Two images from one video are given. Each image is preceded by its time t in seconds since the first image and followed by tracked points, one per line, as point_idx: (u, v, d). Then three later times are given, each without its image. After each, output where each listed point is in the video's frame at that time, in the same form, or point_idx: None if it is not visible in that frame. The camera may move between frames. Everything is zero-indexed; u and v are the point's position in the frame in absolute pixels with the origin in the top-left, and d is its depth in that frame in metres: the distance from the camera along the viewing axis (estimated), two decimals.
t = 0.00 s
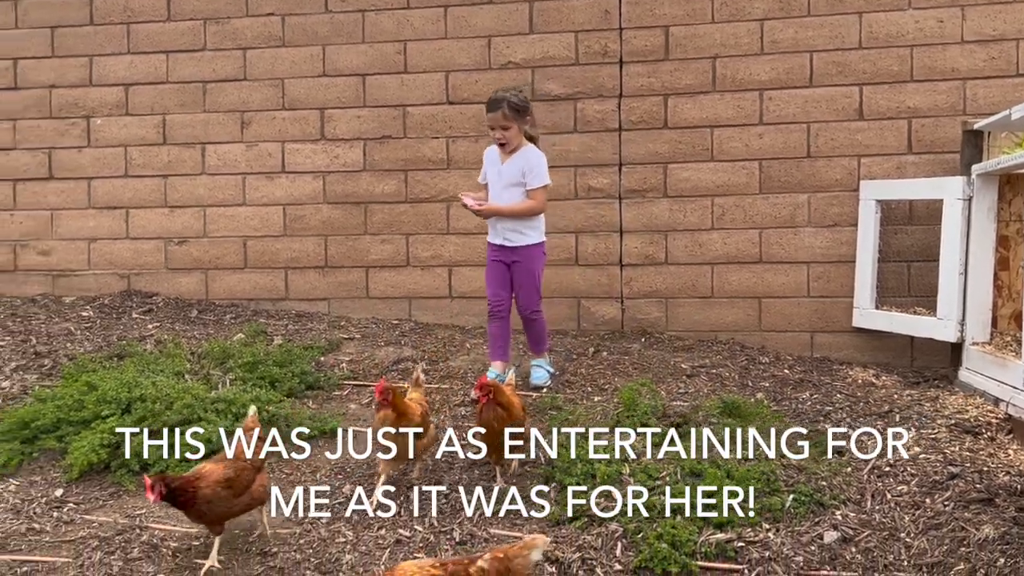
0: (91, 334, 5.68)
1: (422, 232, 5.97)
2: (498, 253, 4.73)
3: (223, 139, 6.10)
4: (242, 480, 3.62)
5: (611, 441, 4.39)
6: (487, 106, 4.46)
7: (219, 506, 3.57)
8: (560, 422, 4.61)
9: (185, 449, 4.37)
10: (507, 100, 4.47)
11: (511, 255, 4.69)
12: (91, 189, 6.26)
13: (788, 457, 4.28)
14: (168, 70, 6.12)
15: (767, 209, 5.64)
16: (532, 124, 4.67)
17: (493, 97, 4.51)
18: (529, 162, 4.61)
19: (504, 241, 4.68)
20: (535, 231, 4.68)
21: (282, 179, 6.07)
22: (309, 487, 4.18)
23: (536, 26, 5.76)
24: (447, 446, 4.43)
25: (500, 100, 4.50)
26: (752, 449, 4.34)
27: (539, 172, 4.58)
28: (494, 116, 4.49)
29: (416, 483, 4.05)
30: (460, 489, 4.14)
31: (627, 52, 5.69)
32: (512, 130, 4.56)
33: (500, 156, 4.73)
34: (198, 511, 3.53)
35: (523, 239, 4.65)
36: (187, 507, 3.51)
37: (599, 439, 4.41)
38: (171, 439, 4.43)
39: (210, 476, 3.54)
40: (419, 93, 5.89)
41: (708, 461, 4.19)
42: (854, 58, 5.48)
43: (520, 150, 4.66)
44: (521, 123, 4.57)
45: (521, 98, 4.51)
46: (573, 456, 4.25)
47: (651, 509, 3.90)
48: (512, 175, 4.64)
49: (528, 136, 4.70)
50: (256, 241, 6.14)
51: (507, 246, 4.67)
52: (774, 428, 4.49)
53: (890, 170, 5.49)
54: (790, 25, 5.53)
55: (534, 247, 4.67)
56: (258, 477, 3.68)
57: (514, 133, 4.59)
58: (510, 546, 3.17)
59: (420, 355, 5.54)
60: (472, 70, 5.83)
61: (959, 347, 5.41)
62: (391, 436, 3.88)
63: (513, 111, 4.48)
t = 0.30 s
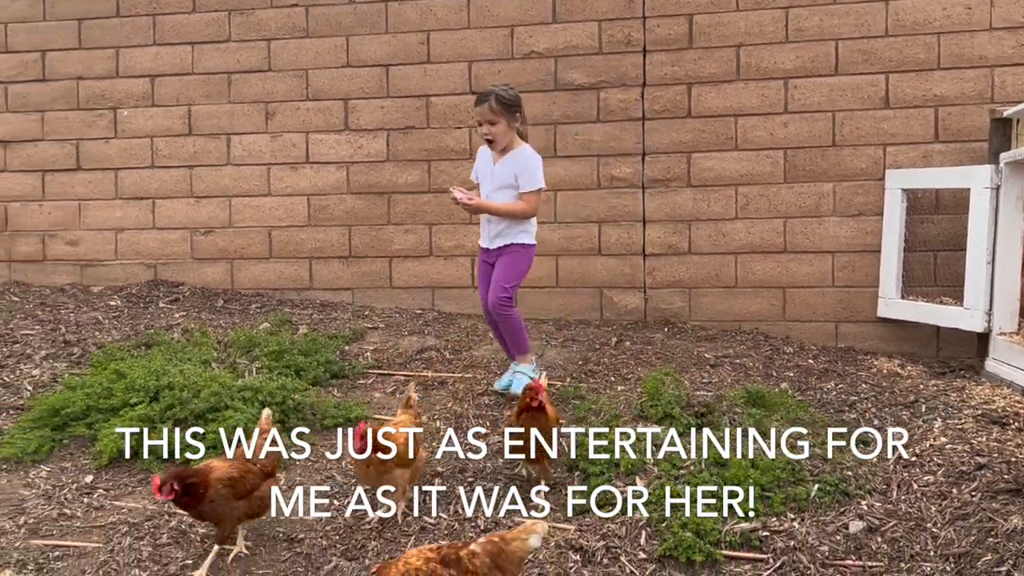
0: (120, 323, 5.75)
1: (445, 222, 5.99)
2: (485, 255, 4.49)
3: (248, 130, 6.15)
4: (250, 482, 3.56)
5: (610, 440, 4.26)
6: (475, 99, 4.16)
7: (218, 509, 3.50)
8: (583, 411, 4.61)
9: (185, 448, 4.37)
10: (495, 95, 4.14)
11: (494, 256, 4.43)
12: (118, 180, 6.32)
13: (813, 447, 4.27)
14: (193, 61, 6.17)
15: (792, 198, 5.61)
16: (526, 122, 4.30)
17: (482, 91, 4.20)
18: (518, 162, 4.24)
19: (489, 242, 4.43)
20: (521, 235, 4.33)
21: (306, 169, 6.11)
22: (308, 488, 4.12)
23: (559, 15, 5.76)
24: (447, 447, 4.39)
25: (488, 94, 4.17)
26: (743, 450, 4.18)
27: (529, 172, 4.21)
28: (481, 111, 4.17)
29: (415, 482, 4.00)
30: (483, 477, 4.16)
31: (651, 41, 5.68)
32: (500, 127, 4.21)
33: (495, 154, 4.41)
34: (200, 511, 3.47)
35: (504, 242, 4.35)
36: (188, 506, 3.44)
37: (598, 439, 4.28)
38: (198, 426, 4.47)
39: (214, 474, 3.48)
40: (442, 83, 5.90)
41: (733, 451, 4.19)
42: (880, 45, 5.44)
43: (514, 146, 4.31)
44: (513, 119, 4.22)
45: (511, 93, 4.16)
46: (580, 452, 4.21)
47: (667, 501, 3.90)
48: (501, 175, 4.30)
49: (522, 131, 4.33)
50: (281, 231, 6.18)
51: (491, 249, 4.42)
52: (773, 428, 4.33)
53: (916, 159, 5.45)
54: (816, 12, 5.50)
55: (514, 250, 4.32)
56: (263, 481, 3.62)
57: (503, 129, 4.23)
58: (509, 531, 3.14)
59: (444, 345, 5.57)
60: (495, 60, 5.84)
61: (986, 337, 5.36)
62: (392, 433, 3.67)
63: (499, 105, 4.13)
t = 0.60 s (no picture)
0: (152, 311, 5.83)
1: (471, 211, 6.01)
2: (480, 260, 4.36)
3: (277, 119, 6.19)
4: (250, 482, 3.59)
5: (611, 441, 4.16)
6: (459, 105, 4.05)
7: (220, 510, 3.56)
8: (611, 399, 4.61)
9: (185, 448, 4.43)
10: (478, 99, 4.01)
11: (494, 262, 4.31)
12: (149, 169, 6.40)
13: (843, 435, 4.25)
14: (223, 51, 6.22)
15: (821, 185, 5.58)
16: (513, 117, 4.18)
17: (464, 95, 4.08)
18: (508, 160, 4.14)
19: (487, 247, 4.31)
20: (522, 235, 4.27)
21: (334, 158, 6.14)
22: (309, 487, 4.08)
23: (586, 3, 5.74)
24: (447, 446, 4.31)
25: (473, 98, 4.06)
26: (741, 449, 4.08)
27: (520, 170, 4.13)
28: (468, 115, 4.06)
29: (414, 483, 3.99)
30: (512, 464, 4.18)
31: (678, 28, 5.65)
32: (489, 128, 4.10)
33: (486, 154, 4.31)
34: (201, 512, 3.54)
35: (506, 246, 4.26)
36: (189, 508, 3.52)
37: (598, 438, 4.18)
38: (230, 412, 4.53)
39: (217, 478, 3.54)
40: (469, 71, 5.91)
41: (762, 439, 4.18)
42: (912, 31, 5.38)
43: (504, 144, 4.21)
44: (500, 119, 4.10)
45: (494, 92, 4.04)
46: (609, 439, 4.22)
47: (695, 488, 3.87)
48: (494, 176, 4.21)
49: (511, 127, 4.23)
50: (310, 220, 6.23)
51: (490, 255, 4.30)
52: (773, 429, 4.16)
53: (949, 146, 5.39)
54: None
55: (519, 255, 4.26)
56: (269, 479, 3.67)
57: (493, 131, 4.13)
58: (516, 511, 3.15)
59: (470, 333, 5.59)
60: (522, 48, 5.84)
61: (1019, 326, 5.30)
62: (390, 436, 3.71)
63: (485, 108, 4.02)
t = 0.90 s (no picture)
0: (188, 297, 5.91)
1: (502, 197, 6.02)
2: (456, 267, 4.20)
3: (309, 107, 6.23)
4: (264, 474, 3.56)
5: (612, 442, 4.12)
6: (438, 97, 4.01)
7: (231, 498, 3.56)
8: (643, 386, 4.61)
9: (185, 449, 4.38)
10: (457, 90, 3.98)
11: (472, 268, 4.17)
12: (184, 157, 6.47)
13: (878, 422, 4.23)
14: (256, 40, 6.27)
15: (855, 171, 5.53)
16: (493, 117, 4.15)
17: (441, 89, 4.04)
18: (483, 156, 4.07)
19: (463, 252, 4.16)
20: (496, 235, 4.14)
21: (365, 146, 6.18)
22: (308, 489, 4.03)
23: None
24: (447, 446, 4.25)
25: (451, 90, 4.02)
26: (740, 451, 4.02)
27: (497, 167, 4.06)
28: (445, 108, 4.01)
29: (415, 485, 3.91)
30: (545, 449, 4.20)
31: (711, 13, 5.62)
32: (467, 123, 4.05)
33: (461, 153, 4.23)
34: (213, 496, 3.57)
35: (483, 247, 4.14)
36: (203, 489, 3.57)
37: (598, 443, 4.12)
38: (265, 396, 4.59)
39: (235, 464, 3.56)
40: (500, 57, 5.92)
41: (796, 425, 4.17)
42: (949, 15, 5.31)
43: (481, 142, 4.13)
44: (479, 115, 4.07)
45: (474, 87, 4.01)
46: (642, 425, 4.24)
47: (729, 475, 3.88)
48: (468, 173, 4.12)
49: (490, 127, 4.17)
50: (342, 207, 6.27)
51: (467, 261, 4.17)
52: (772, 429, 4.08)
53: (986, 131, 5.33)
54: None
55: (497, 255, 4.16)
56: (289, 473, 3.61)
57: (472, 125, 4.09)
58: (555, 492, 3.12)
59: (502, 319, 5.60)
60: (553, 34, 5.84)
61: None
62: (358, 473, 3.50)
63: (464, 99, 3.98)
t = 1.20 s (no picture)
0: (226, 282, 6.00)
1: (535, 184, 6.03)
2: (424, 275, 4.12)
3: (344, 95, 6.28)
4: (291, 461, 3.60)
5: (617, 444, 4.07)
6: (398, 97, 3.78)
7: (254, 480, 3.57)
8: (678, 371, 4.60)
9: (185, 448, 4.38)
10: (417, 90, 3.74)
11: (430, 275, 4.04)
12: (221, 144, 6.54)
13: (915, 409, 4.22)
14: (291, 28, 6.32)
15: (893, 156, 5.48)
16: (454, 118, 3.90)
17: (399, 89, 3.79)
18: (446, 163, 3.84)
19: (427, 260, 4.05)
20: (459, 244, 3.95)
21: (399, 133, 6.20)
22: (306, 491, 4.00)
23: None
24: (447, 446, 4.21)
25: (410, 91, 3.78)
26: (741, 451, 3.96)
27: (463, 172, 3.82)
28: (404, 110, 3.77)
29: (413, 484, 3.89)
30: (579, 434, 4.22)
31: None
32: (427, 125, 3.80)
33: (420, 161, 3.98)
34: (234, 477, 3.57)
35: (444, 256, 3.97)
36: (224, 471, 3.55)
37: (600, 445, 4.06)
38: (303, 380, 4.64)
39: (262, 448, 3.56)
40: (533, 44, 5.92)
41: (832, 412, 4.16)
42: None
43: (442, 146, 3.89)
44: (439, 116, 3.83)
45: (433, 86, 3.76)
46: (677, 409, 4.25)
47: (765, 461, 3.90)
48: (431, 181, 3.89)
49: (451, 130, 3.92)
50: (376, 194, 6.31)
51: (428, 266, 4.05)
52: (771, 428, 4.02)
53: None
54: None
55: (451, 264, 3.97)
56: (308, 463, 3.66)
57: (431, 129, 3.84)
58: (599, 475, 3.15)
59: (535, 306, 5.62)
60: (587, 20, 5.82)
61: None
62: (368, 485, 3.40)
63: (424, 100, 3.75)
